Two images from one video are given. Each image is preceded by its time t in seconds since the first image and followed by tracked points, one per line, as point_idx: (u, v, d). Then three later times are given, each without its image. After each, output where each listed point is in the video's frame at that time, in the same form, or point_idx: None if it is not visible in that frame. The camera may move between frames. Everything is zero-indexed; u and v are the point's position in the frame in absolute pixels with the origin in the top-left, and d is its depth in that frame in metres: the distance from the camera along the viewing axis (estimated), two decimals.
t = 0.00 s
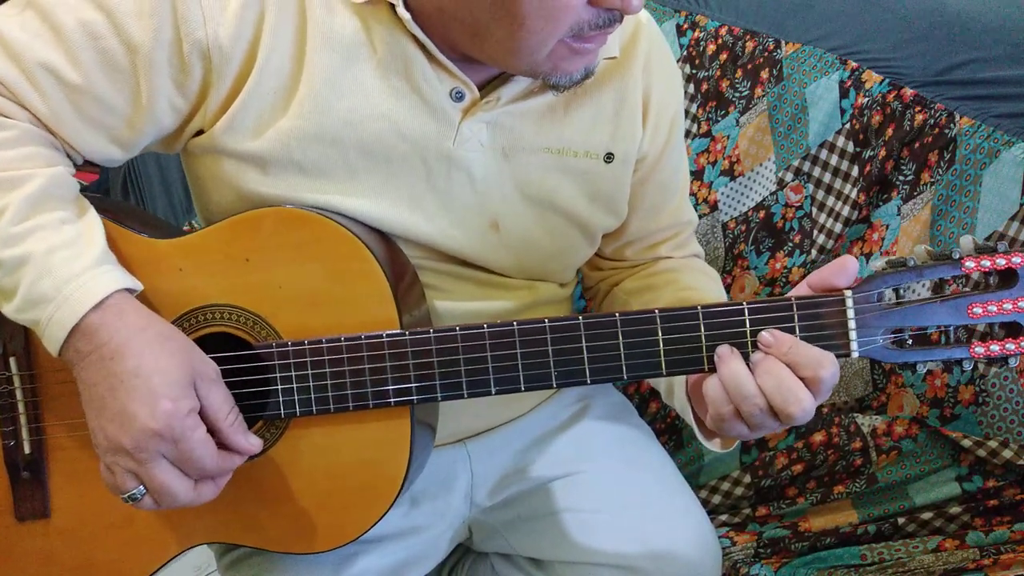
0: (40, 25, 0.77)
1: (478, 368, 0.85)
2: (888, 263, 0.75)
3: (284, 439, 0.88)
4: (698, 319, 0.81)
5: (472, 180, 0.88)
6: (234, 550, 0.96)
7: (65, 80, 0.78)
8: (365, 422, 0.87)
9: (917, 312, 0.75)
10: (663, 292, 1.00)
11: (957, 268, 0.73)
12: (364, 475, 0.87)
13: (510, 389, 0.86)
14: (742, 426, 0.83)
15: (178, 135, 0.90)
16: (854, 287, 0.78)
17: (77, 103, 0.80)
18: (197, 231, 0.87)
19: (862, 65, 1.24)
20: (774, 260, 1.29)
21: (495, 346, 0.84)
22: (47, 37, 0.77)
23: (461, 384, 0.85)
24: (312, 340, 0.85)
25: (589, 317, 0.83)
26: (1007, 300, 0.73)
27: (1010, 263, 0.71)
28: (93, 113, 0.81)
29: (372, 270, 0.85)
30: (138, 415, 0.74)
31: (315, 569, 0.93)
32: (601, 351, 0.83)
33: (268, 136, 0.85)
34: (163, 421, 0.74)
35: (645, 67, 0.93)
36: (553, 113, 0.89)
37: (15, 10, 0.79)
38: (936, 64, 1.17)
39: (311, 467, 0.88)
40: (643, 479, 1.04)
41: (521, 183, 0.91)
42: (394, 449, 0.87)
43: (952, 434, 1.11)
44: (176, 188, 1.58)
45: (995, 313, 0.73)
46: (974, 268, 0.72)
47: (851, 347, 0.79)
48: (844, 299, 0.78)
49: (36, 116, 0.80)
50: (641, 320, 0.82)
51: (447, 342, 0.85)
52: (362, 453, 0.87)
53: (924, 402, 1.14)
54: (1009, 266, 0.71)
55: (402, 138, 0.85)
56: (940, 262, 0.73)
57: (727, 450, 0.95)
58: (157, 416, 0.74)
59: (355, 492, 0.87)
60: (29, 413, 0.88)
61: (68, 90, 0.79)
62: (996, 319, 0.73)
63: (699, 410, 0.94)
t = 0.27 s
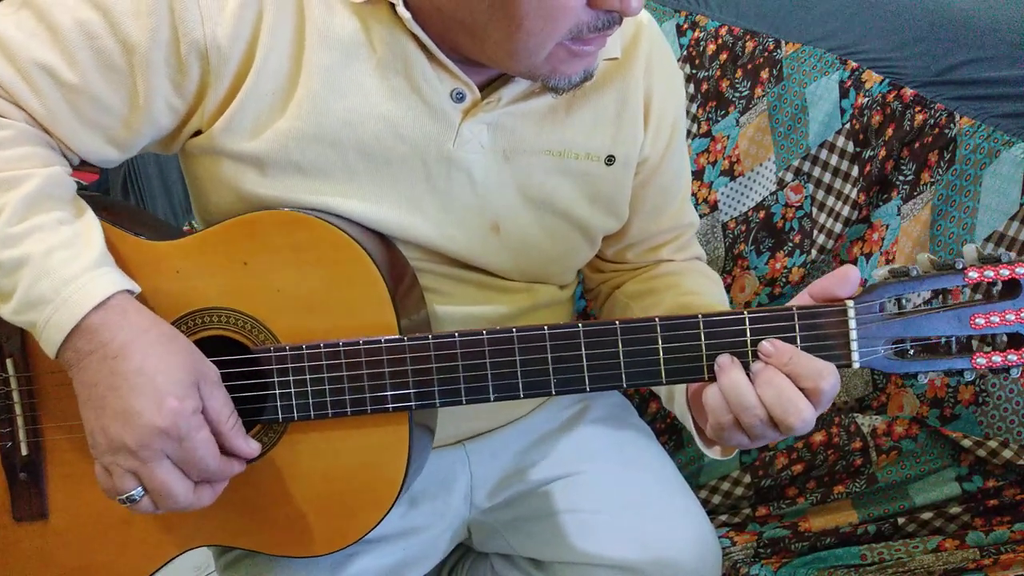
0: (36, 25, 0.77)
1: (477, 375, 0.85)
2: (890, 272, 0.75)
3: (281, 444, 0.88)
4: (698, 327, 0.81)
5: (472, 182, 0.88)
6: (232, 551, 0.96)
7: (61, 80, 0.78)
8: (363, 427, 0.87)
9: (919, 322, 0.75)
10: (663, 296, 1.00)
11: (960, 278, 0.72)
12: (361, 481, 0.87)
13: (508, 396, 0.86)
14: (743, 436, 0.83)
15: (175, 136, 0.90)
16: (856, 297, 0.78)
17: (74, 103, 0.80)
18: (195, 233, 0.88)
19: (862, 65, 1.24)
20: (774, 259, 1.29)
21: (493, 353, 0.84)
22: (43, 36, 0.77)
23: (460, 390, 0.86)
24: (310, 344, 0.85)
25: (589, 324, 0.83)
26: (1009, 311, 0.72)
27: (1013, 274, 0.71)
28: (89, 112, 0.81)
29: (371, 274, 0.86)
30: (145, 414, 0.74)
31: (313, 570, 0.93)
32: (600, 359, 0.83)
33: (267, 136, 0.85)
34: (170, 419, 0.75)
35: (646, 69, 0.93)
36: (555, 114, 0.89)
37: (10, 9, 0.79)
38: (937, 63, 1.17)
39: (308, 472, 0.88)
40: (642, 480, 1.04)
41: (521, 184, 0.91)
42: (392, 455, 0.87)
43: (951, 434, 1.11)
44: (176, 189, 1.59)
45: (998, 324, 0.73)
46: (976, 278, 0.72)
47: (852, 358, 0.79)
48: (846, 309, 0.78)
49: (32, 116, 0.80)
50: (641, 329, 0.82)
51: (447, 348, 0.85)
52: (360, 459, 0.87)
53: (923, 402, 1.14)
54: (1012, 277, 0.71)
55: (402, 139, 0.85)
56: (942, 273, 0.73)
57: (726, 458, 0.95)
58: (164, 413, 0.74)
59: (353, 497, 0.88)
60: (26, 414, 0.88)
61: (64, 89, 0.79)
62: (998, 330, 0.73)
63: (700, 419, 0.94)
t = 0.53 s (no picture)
0: (36, 22, 0.78)
1: (477, 377, 0.85)
2: (891, 278, 0.76)
3: (279, 446, 0.88)
4: (699, 332, 0.81)
5: (472, 182, 0.88)
6: (230, 551, 0.96)
7: (59, 77, 0.78)
8: (363, 431, 0.87)
9: (920, 328, 0.75)
10: (662, 299, 1.00)
11: (962, 285, 0.72)
12: (360, 483, 0.87)
13: (508, 399, 0.86)
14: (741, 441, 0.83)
15: (175, 135, 0.90)
16: (857, 303, 0.78)
17: (72, 100, 0.80)
18: (195, 233, 0.88)
19: (862, 65, 1.24)
20: (774, 260, 1.29)
21: (493, 355, 0.84)
22: (42, 34, 0.77)
23: (459, 393, 0.86)
24: (310, 346, 0.85)
25: (590, 329, 0.83)
26: (1011, 318, 0.72)
27: (1015, 281, 0.70)
28: (87, 110, 0.81)
29: (371, 276, 0.86)
30: (171, 385, 0.75)
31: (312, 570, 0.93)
32: (600, 363, 0.83)
33: (267, 136, 0.85)
34: (195, 386, 0.75)
35: (646, 69, 0.93)
36: (554, 114, 0.89)
37: (11, 7, 0.79)
38: (936, 64, 1.17)
39: (307, 474, 0.88)
40: (642, 481, 1.04)
41: (521, 185, 0.91)
42: (391, 457, 0.87)
43: (951, 434, 1.11)
44: (176, 189, 1.58)
45: (999, 331, 0.73)
46: (978, 285, 0.71)
47: (853, 364, 0.79)
48: (847, 314, 0.78)
49: (31, 110, 0.80)
50: (641, 333, 0.82)
51: (446, 351, 0.85)
52: (359, 461, 0.87)
53: (923, 402, 1.14)
54: (1014, 283, 0.71)
55: (402, 138, 0.85)
56: (944, 279, 0.73)
57: (726, 462, 0.94)
58: (190, 381, 0.75)
59: (352, 499, 0.88)
60: (26, 413, 0.88)
61: (62, 86, 0.79)
62: (1000, 337, 0.73)
63: (699, 423, 0.94)
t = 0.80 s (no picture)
0: (36, 20, 0.78)
1: (477, 376, 0.85)
2: (890, 277, 0.75)
3: (279, 444, 0.88)
4: (698, 331, 0.81)
5: (472, 181, 0.88)
6: (231, 550, 0.96)
7: (56, 74, 0.78)
8: (362, 429, 0.87)
9: (918, 327, 0.75)
10: (660, 297, 1.00)
11: (960, 284, 0.72)
12: (360, 482, 0.87)
13: (507, 398, 0.86)
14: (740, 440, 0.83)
15: (174, 136, 0.90)
16: (856, 302, 0.78)
17: (67, 98, 0.80)
18: (195, 232, 0.88)
19: (862, 65, 1.24)
20: (774, 260, 1.29)
21: (493, 354, 0.84)
22: (42, 30, 0.78)
23: (459, 391, 0.86)
24: (310, 344, 0.85)
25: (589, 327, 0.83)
26: (1009, 317, 0.72)
27: (1013, 281, 0.70)
28: (82, 107, 0.81)
29: (370, 274, 0.85)
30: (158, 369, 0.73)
31: (311, 570, 0.93)
32: (600, 362, 0.83)
33: (266, 135, 0.85)
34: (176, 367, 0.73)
35: (644, 67, 0.93)
36: (553, 112, 0.89)
37: (15, 5, 0.79)
38: (936, 64, 1.17)
39: (307, 474, 0.88)
40: (642, 481, 1.04)
41: (521, 183, 0.91)
42: (391, 456, 0.87)
43: (951, 434, 1.12)
44: (177, 188, 1.58)
45: (997, 331, 0.72)
46: (977, 284, 0.71)
47: (851, 363, 0.79)
48: (846, 314, 0.78)
49: (27, 104, 0.80)
50: (641, 332, 0.82)
51: (446, 349, 0.85)
52: (359, 460, 0.87)
53: (923, 402, 1.14)
54: (1012, 283, 0.70)
55: (402, 136, 0.85)
56: (942, 279, 0.72)
57: (725, 461, 0.94)
58: (170, 361, 0.73)
59: (351, 498, 0.88)
60: (26, 411, 0.88)
61: (58, 82, 0.79)
62: (997, 336, 0.73)
63: (699, 423, 0.94)
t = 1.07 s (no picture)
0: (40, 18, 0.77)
1: (475, 368, 0.85)
2: (885, 266, 0.76)
3: (277, 439, 0.87)
4: (694, 320, 0.81)
5: (472, 177, 0.88)
6: (232, 548, 0.96)
7: (65, 79, 0.78)
8: (360, 423, 0.87)
9: (914, 315, 0.75)
10: (659, 294, 1.00)
11: (955, 271, 0.72)
12: (360, 475, 0.87)
13: (505, 389, 0.86)
14: (737, 428, 0.83)
15: (176, 132, 0.89)
16: (851, 289, 0.78)
17: (78, 104, 0.80)
18: (195, 229, 0.87)
19: (862, 65, 1.24)
20: (774, 260, 1.29)
21: (491, 346, 0.84)
22: (44, 33, 0.76)
23: (457, 383, 0.85)
24: (309, 339, 0.85)
25: (586, 318, 0.83)
26: (1005, 304, 0.72)
27: (1008, 267, 0.71)
28: (92, 112, 0.81)
29: (369, 267, 0.85)
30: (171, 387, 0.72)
31: (311, 568, 0.93)
32: (597, 352, 0.83)
33: (268, 131, 0.85)
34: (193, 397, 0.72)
35: (643, 62, 0.93)
36: (552, 107, 0.89)
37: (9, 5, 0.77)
38: (936, 64, 1.17)
39: (307, 468, 0.87)
40: (642, 480, 1.04)
41: (521, 179, 0.91)
42: (390, 448, 0.87)
43: (952, 434, 1.12)
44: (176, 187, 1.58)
45: (993, 317, 0.72)
46: (972, 271, 0.72)
47: (849, 351, 0.79)
48: (841, 301, 0.78)
49: (36, 115, 0.80)
50: (636, 321, 0.82)
51: (444, 342, 0.84)
52: (359, 453, 0.87)
53: (923, 402, 1.14)
54: (1008, 269, 0.71)
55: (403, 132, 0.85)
56: (937, 266, 0.73)
57: (724, 452, 0.95)
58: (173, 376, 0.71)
59: (352, 492, 0.87)
60: (28, 409, 0.88)
61: (67, 88, 0.79)
62: (994, 323, 0.73)
63: (698, 414, 0.94)
